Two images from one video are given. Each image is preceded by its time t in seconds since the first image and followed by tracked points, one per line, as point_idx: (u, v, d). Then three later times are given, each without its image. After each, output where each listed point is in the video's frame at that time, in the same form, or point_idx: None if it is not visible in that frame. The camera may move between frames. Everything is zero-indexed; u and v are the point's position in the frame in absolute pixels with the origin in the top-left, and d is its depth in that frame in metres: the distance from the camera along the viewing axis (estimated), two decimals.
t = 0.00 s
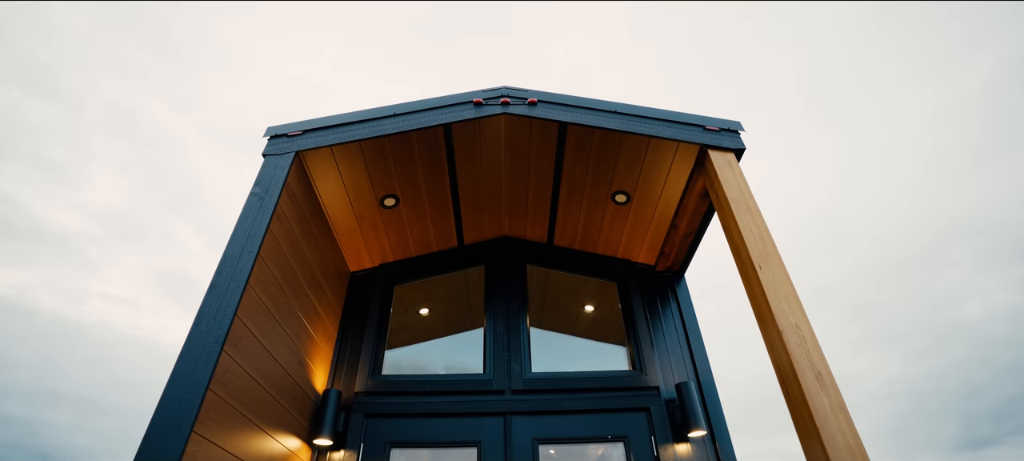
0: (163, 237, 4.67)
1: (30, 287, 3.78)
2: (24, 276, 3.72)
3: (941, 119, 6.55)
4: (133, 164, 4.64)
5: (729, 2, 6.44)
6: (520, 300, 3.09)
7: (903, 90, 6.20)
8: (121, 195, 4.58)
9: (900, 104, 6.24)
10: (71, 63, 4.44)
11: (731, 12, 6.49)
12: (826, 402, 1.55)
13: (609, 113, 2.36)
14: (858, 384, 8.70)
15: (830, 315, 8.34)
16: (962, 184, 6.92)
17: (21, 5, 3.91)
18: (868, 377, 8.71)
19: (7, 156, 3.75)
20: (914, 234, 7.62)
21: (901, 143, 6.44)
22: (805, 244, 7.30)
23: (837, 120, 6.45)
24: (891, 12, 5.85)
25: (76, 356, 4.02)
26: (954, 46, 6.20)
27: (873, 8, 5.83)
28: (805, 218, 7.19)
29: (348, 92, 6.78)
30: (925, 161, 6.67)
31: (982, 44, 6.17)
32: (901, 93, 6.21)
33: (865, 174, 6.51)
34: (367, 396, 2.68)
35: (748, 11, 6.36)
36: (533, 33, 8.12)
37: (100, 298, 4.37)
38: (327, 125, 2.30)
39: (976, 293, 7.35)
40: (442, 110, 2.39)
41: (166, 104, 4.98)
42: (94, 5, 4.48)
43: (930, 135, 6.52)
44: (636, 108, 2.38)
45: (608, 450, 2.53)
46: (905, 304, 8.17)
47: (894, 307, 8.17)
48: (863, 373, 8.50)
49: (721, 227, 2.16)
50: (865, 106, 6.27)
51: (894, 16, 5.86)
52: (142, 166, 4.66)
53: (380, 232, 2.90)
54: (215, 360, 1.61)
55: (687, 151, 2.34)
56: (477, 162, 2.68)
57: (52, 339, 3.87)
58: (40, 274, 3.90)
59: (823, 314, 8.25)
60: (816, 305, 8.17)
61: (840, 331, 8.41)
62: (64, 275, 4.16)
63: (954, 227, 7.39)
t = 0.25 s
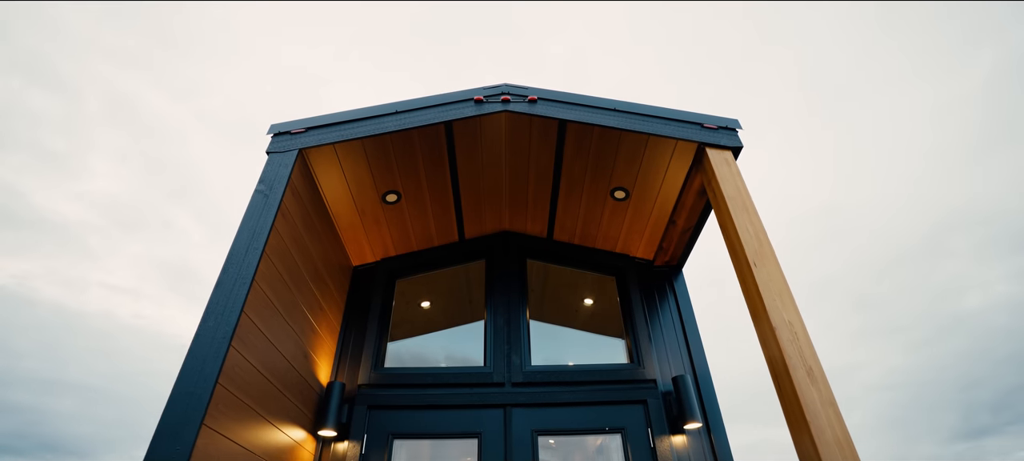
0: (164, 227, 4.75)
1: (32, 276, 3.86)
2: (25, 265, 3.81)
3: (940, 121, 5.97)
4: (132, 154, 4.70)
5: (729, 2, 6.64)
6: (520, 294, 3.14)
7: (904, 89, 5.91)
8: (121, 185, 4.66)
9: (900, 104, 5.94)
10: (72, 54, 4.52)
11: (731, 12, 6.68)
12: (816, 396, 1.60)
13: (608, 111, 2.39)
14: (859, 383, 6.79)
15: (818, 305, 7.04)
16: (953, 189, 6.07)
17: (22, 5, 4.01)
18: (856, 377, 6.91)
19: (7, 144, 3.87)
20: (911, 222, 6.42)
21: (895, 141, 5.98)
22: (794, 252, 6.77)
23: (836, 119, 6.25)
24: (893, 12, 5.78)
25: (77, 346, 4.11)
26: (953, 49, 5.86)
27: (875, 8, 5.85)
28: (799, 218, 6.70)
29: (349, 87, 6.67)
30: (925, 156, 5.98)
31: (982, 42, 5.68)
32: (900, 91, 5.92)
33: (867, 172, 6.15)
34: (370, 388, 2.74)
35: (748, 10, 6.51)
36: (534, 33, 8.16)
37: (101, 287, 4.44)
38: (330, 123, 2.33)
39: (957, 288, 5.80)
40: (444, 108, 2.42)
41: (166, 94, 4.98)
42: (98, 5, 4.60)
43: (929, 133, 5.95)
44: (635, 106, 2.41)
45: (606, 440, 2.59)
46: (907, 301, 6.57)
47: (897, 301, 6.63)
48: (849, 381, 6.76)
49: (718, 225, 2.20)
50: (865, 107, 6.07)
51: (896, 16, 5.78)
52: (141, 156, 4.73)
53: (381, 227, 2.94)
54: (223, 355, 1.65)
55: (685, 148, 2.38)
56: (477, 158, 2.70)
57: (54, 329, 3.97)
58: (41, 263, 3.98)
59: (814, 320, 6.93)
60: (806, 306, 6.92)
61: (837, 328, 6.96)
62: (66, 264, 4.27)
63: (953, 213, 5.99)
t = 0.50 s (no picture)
0: (165, 218, 4.87)
1: (35, 268, 3.63)
2: (29, 256, 3.58)
3: (940, 113, 5.96)
4: (132, 144, 4.72)
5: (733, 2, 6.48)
6: (520, 286, 3.18)
7: (904, 89, 5.92)
8: (121, 175, 4.67)
9: (900, 104, 5.96)
10: (73, 44, 4.47)
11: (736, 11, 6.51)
12: (809, 388, 1.64)
13: (607, 106, 2.41)
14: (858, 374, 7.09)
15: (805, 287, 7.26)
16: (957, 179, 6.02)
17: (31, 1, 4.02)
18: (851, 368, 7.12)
19: (7, 135, 3.64)
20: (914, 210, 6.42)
21: (896, 137, 6.03)
22: (791, 240, 6.82)
23: (835, 104, 6.28)
24: (897, 12, 5.72)
25: (81, 336, 4.12)
26: (955, 46, 5.75)
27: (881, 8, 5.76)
28: (802, 204, 6.79)
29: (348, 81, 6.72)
30: (926, 147, 5.95)
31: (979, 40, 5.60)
32: (900, 94, 5.94)
33: (864, 161, 6.19)
34: (373, 379, 2.79)
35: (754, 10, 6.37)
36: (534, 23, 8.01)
37: (103, 278, 4.44)
38: (332, 119, 2.35)
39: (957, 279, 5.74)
40: (445, 104, 2.44)
41: (166, 85, 5.00)
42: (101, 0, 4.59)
43: (931, 125, 5.96)
44: (635, 101, 2.43)
45: (605, 431, 2.65)
46: (908, 289, 6.51)
47: (897, 290, 6.59)
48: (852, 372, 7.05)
49: (715, 219, 2.23)
50: (865, 99, 6.05)
51: (900, 15, 5.73)
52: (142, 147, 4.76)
53: (383, 221, 2.97)
54: (231, 349, 1.70)
55: (684, 144, 2.40)
56: (478, 153, 2.73)
57: (56, 319, 3.86)
58: (43, 254, 3.75)
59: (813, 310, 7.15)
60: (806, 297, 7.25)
61: (834, 318, 7.13)
62: (68, 256, 4.14)
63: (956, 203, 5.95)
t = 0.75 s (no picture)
0: (166, 209, 4.87)
1: (38, 259, 3.75)
2: (31, 246, 3.69)
3: (939, 107, 5.80)
4: (131, 134, 4.72)
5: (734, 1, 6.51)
6: (521, 279, 3.21)
7: (905, 90, 5.84)
8: (121, 167, 4.68)
9: (901, 105, 5.88)
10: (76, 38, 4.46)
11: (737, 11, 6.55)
12: (804, 380, 1.68)
13: (608, 101, 2.42)
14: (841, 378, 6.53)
15: (798, 280, 7.06)
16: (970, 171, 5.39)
17: None
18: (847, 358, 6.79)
19: (7, 126, 3.68)
20: (908, 201, 6.21)
21: (896, 133, 5.94)
22: (790, 232, 6.83)
23: (836, 105, 6.23)
24: (896, 12, 5.68)
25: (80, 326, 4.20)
26: (955, 44, 5.65)
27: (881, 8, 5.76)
28: (802, 195, 6.79)
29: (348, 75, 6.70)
30: (926, 138, 5.80)
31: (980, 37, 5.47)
32: (901, 94, 5.87)
33: (864, 153, 6.14)
34: (377, 371, 2.83)
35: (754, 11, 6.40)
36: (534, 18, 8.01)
37: (105, 269, 4.50)
38: (335, 113, 2.37)
39: (955, 270, 5.33)
40: (446, 98, 2.45)
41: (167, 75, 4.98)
42: None
43: (930, 124, 5.81)
44: (635, 96, 2.43)
45: (605, 421, 2.70)
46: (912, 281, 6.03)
47: (903, 278, 6.19)
48: (846, 363, 6.74)
49: (715, 214, 2.25)
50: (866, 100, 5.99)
51: (899, 16, 5.69)
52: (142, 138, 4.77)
53: (386, 214, 3.00)
54: (238, 342, 1.73)
55: (684, 138, 2.41)
56: (479, 146, 2.74)
57: (58, 307, 3.96)
58: (46, 245, 3.86)
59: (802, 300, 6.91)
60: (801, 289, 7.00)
61: (835, 309, 6.93)
62: (69, 246, 4.20)
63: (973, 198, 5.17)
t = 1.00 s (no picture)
0: (166, 201, 4.78)
1: (38, 250, 3.65)
2: (31, 237, 3.57)
3: (939, 99, 5.96)
4: (131, 125, 4.65)
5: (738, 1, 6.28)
6: (523, 272, 3.24)
7: (904, 77, 5.89)
8: (121, 157, 4.56)
9: (898, 91, 5.92)
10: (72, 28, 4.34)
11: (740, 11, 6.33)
12: (801, 374, 1.71)
13: (610, 96, 2.43)
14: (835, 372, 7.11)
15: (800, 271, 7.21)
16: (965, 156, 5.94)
17: None
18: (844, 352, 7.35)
19: (6, 117, 3.58)
20: (908, 193, 6.41)
21: (897, 125, 6.03)
22: (791, 219, 6.84)
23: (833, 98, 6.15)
24: (901, 12, 5.69)
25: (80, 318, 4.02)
26: (959, 42, 5.79)
27: (884, 8, 5.73)
28: (804, 184, 6.73)
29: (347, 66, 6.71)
30: (926, 129, 5.98)
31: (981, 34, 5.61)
32: (900, 81, 5.89)
33: (864, 145, 6.16)
34: (380, 363, 2.87)
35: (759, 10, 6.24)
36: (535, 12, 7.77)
37: (105, 260, 4.37)
38: (338, 109, 2.38)
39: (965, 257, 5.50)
40: (449, 93, 2.46)
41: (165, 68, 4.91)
42: None
43: (926, 121, 5.99)
44: (637, 91, 2.44)
45: (605, 412, 2.74)
46: (908, 269, 6.36)
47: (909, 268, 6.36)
48: (846, 353, 7.32)
49: (715, 208, 2.27)
50: (865, 94, 5.99)
51: (904, 16, 5.71)
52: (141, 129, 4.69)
53: (388, 208, 3.02)
54: (245, 336, 1.77)
55: (685, 133, 2.42)
56: (481, 141, 2.76)
57: (58, 299, 3.81)
58: (46, 236, 3.75)
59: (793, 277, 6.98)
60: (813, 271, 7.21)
61: (835, 301, 7.24)
62: (69, 237, 4.08)
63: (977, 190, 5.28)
